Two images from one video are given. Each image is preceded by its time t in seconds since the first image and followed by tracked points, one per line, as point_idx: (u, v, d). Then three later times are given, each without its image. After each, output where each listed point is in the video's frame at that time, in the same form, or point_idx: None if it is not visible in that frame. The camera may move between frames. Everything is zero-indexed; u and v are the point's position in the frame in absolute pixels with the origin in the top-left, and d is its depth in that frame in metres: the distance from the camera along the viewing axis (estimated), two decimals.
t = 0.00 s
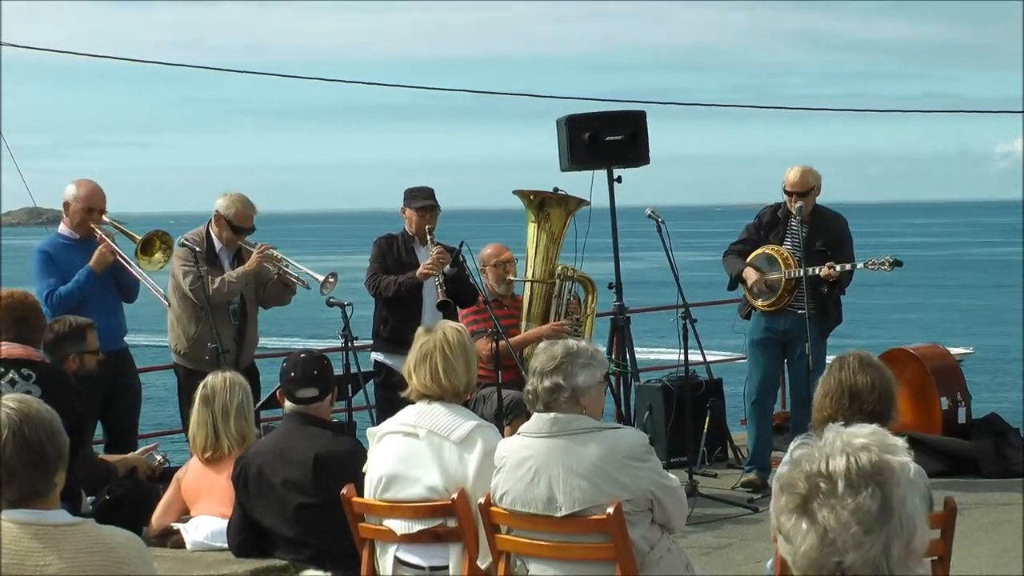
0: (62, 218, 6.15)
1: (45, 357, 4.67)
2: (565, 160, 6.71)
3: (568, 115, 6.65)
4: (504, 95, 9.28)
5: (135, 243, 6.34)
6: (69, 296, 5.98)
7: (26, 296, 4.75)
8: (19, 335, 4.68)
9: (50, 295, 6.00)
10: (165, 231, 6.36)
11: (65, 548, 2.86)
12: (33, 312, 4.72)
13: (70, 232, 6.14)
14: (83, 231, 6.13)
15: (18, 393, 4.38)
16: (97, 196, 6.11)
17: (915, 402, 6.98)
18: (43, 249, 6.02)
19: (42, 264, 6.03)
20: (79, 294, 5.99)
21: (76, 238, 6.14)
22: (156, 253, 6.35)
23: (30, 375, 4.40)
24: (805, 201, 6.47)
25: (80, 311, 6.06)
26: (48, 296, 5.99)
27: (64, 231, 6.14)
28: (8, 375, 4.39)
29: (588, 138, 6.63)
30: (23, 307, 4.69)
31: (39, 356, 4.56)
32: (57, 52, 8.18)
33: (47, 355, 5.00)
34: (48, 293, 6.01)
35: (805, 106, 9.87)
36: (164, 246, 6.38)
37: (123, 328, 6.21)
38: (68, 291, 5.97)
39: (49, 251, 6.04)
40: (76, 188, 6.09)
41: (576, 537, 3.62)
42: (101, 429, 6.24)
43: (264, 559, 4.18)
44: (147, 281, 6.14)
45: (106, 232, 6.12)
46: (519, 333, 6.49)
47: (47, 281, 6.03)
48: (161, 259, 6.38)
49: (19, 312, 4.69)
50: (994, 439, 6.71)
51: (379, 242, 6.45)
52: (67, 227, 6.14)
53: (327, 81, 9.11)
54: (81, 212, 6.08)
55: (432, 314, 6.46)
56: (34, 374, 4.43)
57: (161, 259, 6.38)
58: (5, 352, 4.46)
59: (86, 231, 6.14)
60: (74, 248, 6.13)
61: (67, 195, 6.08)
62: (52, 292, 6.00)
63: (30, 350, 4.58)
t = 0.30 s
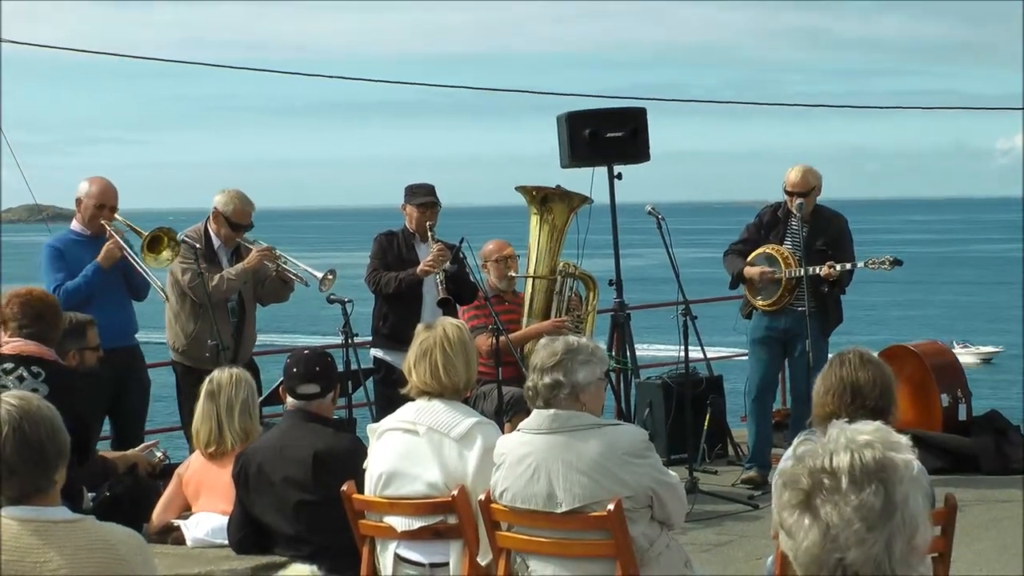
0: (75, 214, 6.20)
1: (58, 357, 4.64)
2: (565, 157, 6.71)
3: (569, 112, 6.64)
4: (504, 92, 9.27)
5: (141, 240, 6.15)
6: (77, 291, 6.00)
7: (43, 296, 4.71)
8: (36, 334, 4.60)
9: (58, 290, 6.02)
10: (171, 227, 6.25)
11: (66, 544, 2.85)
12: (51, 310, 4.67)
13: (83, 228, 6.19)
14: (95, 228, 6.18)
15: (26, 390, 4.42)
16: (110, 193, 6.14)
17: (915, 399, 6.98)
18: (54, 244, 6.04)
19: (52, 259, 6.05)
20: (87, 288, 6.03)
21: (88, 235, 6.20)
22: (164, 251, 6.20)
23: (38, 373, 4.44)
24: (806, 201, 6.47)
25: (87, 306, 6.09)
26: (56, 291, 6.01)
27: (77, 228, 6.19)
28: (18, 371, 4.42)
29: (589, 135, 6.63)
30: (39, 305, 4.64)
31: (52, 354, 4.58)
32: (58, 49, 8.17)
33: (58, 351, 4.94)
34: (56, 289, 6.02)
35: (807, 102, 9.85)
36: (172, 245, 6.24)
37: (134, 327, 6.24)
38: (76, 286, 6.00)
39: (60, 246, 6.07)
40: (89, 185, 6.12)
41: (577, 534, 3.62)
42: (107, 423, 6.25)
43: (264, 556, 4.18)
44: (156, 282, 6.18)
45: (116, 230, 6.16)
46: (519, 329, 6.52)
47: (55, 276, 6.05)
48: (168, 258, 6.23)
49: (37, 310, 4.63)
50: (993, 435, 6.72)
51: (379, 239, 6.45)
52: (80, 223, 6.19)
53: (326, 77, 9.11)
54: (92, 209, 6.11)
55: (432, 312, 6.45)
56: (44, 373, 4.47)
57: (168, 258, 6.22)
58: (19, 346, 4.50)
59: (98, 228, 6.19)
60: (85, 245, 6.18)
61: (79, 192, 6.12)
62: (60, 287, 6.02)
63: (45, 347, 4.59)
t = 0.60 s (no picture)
0: (79, 213, 6.19)
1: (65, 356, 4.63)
2: (565, 155, 6.70)
3: (569, 110, 6.63)
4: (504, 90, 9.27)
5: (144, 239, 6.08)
6: (79, 290, 5.98)
7: (55, 296, 4.71)
8: (47, 330, 4.61)
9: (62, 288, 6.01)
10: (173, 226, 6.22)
11: (67, 543, 2.85)
12: (61, 308, 4.67)
13: (87, 226, 6.18)
14: (100, 225, 6.18)
15: (32, 387, 4.44)
16: (115, 190, 6.13)
17: (916, 397, 6.98)
18: (58, 242, 6.00)
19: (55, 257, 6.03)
20: (89, 286, 6.01)
21: (92, 232, 6.19)
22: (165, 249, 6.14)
23: (44, 371, 4.47)
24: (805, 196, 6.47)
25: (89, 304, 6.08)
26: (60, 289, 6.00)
27: (82, 225, 6.18)
28: (25, 367, 4.45)
29: (589, 132, 6.62)
30: (48, 305, 4.64)
31: (60, 352, 4.58)
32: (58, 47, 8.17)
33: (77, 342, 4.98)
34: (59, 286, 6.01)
35: (810, 101, 9.83)
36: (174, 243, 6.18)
37: (139, 326, 6.25)
38: (77, 284, 5.99)
39: (64, 244, 6.04)
40: (95, 182, 6.11)
41: (578, 532, 3.62)
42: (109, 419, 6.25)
43: (264, 554, 4.18)
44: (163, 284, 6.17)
45: (121, 228, 6.17)
46: (521, 327, 6.51)
47: (58, 274, 6.03)
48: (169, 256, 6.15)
49: (48, 308, 4.63)
50: (994, 432, 6.70)
51: (380, 237, 6.45)
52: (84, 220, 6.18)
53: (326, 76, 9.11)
54: (97, 207, 6.11)
55: (432, 308, 6.46)
56: (50, 371, 4.50)
57: (170, 256, 6.15)
58: (27, 344, 4.50)
59: (102, 225, 6.19)
60: (89, 243, 6.18)
61: (84, 189, 6.10)
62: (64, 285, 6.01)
63: (54, 348, 4.59)
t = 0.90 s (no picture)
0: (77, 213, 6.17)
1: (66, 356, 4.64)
2: (566, 155, 6.71)
3: (570, 110, 6.63)
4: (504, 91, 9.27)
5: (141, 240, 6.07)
6: (77, 292, 5.99)
7: (56, 295, 4.70)
8: (49, 331, 4.62)
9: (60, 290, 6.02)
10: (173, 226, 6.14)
11: (69, 543, 2.85)
12: (61, 309, 4.67)
13: (85, 226, 6.16)
14: (98, 226, 6.16)
15: (32, 387, 4.45)
16: (113, 192, 6.12)
17: (917, 397, 6.98)
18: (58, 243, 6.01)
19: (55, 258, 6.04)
20: (88, 291, 6.01)
21: (90, 233, 6.18)
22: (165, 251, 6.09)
23: (44, 372, 4.48)
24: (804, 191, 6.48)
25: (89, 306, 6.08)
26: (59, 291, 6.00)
27: (80, 226, 6.16)
28: (25, 367, 4.46)
29: (590, 133, 6.62)
30: (48, 304, 4.63)
31: (61, 352, 4.59)
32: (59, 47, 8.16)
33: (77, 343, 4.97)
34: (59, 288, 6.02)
35: (810, 101, 9.83)
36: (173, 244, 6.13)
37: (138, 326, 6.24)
38: (77, 287, 5.98)
39: (63, 245, 6.04)
40: (93, 183, 6.09)
41: (579, 532, 3.62)
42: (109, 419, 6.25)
43: (265, 554, 4.17)
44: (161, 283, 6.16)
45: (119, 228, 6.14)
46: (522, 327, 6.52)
47: (57, 275, 6.04)
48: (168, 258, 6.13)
49: (49, 307, 4.64)
50: (995, 433, 6.70)
51: (381, 237, 6.44)
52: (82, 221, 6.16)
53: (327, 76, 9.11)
54: (95, 208, 6.09)
55: (433, 309, 6.45)
56: (50, 371, 4.52)
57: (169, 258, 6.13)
58: (27, 344, 4.52)
59: (100, 226, 6.17)
60: (88, 244, 6.16)
61: (83, 189, 6.09)
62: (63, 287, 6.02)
63: (55, 348, 4.60)
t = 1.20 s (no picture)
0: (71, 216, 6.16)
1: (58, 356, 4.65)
2: (568, 156, 6.71)
3: (573, 112, 6.64)
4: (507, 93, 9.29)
5: (138, 241, 6.23)
6: (76, 296, 5.99)
7: (46, 295, 4.75)
8: (38, 333, 4.64)
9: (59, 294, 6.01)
10: (170, 227, 6.30)
11: (71, 544, 2.86)
12: (51, 310, 4.70)
13: (80, 229, 6.15)
14: (92, 228, 6.15)
15: (30, 388, 4.42)
16: (106, 193, 6.11)
17: (919, 399, 6.98)
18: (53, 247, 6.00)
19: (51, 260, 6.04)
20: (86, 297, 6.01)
21: (85, 235, 6.17)
22: (161, 252, 6.28)
23: (41, 373, 4.45)
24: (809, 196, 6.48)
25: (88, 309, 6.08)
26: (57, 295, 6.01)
27: (74, 229, 6.15)
28: (21, 370, 4.43)
29: (593, 135, 6.63)
30: (41, 305, 4.67)
31: (53, 352, 4.59)
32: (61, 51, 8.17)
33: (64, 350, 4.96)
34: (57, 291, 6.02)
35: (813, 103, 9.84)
36: (169, 244, 6.31)
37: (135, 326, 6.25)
38: (76, 292, 5.99)
39: (58, 248, 6.05)
40: (85, 185, 6.06)
41: (581, 534, 3.62)
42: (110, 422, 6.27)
43: (268, 556, 4.18)
44: (154, 279, 6.16)
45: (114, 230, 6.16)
46: (523, 329, 6.53)
47: (55, 278, 6.04)
48: (165, 258, 6.32)
49: (38, 310, 4.66)
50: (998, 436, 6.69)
51: (384, 239, 6.44)
52: (76, 224, 6.14)
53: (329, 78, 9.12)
54: (89, 211, 6.08)
55: (435, 312, 6.46)
56: (47, 371, 4.48)
57: (166, 258, 6.31)
58: (20, 346, 4.53)
59: (95, 229, 6.16)
60: (83, 246, 6.16)
61: (76, 193, 6.06)
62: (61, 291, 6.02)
63: (45, 347, 4.61)
